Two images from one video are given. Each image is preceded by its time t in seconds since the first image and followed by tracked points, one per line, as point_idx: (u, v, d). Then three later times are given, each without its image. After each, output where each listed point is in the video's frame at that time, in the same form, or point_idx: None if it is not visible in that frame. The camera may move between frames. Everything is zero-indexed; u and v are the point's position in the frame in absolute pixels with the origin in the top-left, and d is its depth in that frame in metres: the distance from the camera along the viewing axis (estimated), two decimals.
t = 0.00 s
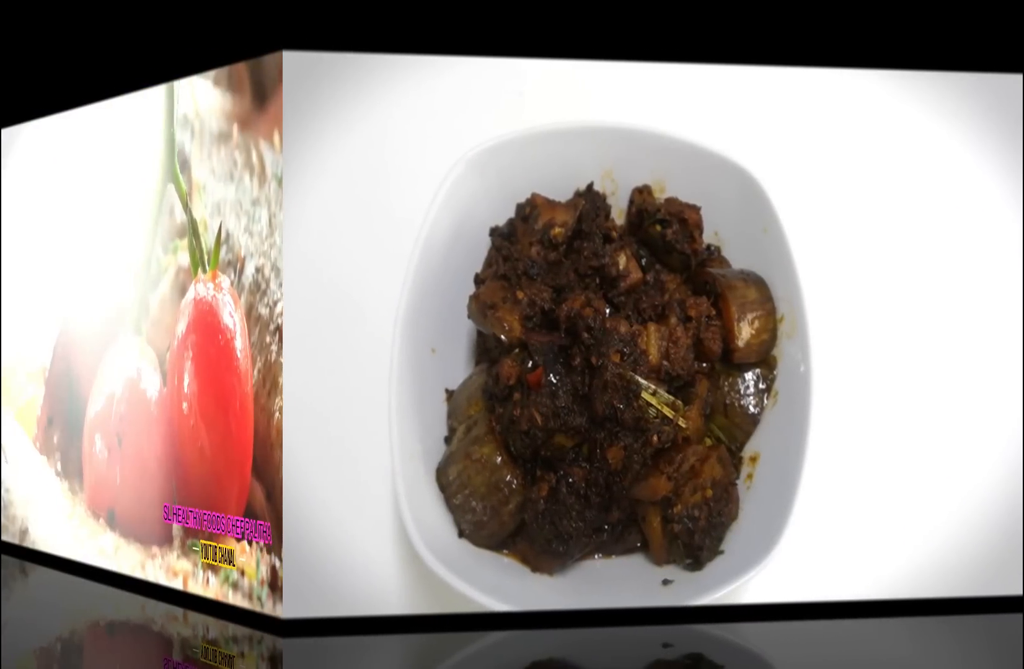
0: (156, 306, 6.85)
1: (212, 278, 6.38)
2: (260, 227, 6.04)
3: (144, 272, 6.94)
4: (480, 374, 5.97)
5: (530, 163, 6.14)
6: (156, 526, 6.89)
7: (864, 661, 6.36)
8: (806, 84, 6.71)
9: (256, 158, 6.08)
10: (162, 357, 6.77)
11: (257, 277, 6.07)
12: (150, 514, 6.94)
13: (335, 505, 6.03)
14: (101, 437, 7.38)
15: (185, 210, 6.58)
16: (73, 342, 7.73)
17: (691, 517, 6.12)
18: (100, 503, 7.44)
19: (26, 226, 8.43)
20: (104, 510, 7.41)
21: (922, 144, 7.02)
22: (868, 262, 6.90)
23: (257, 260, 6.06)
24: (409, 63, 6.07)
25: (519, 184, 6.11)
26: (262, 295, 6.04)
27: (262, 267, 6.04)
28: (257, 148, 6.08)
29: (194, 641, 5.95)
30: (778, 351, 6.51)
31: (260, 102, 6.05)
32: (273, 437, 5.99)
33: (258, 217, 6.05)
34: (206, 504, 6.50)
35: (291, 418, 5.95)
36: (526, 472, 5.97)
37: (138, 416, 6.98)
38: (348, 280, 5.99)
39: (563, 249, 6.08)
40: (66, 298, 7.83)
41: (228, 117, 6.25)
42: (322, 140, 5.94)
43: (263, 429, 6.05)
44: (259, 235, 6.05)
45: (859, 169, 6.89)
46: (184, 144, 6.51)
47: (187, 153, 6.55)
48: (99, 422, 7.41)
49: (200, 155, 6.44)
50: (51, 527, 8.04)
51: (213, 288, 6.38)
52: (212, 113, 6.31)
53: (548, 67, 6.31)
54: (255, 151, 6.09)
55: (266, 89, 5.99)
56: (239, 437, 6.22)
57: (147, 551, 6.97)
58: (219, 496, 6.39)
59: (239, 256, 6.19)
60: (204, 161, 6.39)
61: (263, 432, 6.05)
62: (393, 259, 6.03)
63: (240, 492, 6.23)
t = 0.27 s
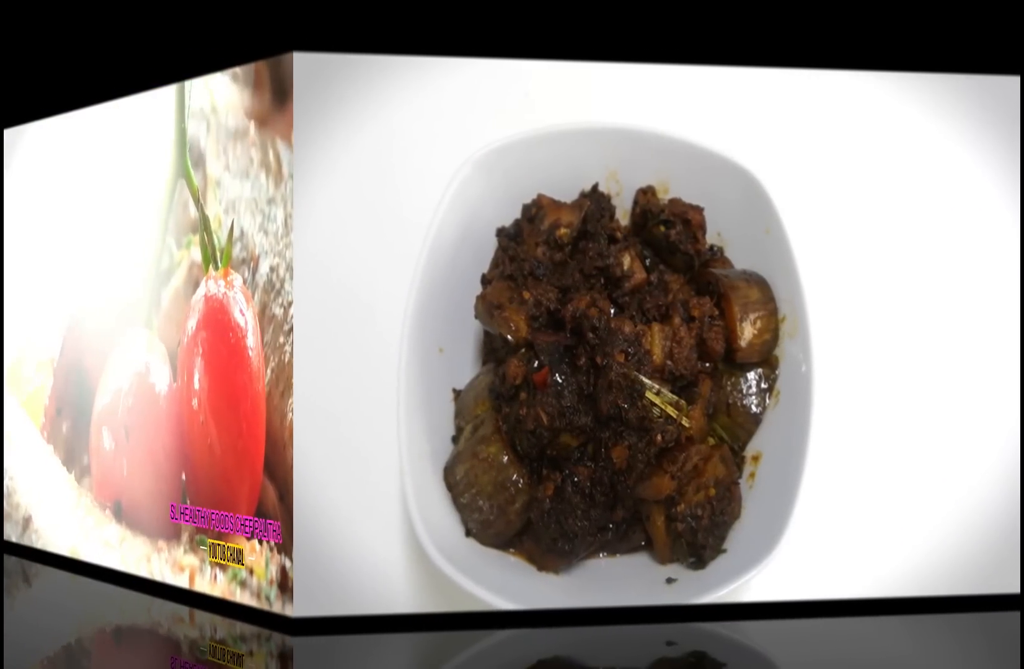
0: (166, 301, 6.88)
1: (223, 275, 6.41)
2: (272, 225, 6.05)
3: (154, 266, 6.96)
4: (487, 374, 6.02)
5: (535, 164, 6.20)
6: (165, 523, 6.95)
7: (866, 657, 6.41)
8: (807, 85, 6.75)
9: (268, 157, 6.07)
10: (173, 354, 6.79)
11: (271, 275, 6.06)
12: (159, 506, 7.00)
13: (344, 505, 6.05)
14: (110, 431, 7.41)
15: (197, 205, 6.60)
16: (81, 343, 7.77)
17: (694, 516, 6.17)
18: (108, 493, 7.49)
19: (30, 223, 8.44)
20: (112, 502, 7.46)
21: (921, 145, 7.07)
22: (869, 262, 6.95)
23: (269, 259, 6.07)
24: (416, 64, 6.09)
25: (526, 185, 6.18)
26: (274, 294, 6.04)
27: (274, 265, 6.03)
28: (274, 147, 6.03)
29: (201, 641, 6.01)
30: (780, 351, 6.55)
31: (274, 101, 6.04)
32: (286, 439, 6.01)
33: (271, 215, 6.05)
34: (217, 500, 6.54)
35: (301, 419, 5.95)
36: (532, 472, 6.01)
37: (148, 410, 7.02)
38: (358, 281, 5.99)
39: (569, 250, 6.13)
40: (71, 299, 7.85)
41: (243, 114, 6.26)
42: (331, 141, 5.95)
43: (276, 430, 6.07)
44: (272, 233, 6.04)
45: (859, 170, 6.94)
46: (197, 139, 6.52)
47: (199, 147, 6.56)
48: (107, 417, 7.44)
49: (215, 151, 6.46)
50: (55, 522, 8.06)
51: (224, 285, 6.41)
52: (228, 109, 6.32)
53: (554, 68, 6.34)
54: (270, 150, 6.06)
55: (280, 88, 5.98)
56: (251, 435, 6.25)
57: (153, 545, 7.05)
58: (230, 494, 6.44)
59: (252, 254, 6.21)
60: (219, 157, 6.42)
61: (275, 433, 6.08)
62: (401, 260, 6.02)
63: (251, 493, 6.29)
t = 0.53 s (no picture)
0: (173, 293, 6.92)
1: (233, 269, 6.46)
2: (283, 222, 6.08)
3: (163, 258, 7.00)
4: (494, 373, 6.04)
5: (541, 165, 6.23)
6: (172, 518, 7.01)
7: (868, 655, 6.48)
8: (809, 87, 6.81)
9: (280, 154, 6.11)
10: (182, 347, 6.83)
11: (282, 271, 6.10)
12: (165, 496, 7.06)
13: (354, 505, 6.08)
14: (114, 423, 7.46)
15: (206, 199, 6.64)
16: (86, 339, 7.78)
17: (698, 515, 6.22)
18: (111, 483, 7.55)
19: (33, 222, 8.46)
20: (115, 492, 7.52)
21: (920, 146, 7.13)
22: (870, 262, 7.01)
23: (281, 253, 6.11)
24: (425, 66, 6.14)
25: (532, 185, 6.20)
26: (284, 291, 6.09)
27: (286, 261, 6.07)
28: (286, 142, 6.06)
29: (210, 641, 6.05)
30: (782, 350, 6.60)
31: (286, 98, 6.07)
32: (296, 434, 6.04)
33: (282, 212, 6.09)
34: (224, 494, 6.60)
35: (311, 419, 5.99)
36: (538, 471, 6.04)
37: (155, 402, 7.07)
38: (367, 281, 6.04)
39: (574, 250, 6.16)
40: (76, 301, 7.88)
41: (256, 107, 6.29)
42: (339, 143, 6.01)
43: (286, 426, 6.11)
44: (283, 227, 6.08)
45: (860, 171, 7.00)
46: (208, 132, 6.56)
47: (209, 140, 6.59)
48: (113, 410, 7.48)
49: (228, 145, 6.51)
50: (61, 520, 8.08)
51: (234, 279, 6.45)
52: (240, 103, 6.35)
53: (560, 70, 6.39)
54: (282, 147, 6.09)
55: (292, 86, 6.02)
56: (260, 430, 6.30)
57: (158, 536, 7.13)
58: (239, 489, 6.49)
59: (262, 249, 6.25)
60: (231, 151, 6.47)
61: (284, 427, 6.12)
62: (409, 259, 6.08)
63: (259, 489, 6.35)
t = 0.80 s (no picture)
0: (181, 281, 6.95)
1: (242, 259, 6.50)
2: (293, 216, 6.10)
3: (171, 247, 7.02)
4: (501, 374, 6.08)
5: (547, 166, 6.27)
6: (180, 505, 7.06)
7: (870, 652, 6.52)
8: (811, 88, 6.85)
9: (290, 148, 6.11)
10: (191, 337, 6.85)
11: (292, 263, 6.12)
12: (173, 482, 7.11)
13: (361, 504, 6.09)
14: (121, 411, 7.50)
15: (216, 187, 6.67)
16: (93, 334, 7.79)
17: (701, 513, 6.28)
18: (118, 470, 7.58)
19: (36, 219, 8.46)
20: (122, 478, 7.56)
21: (919, 148, 7.19)
22: (870, 263, 7.06)
23: (292, 247, 6.11)
24: (434, 66, 6.16)
25: (538, 185, 6.25)
26: (294, 286, 6.11)
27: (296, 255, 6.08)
28: (300, 136, 6.05)
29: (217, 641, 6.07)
30: (784, 351, 6.66)
31: (297, 92, 6.07)
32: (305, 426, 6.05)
33: (292, 206, 6.10)
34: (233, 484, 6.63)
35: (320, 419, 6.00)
36: (544, 470, 6.08)
37: (163, 392, 7.10)
38: (376, 281, 6.04)
39: (580, 250, 6.19)
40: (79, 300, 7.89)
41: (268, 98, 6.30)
42: (349, 142, 6.00)
43: (295, 417, 6.13)
44: (292, 219, 6.09)
45: (863, 172, 7.06)
46: (219, 121, 6.58)
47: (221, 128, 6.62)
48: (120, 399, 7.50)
49: (239, 135, 6.53)
50: (64, 512, 8.09)
51: (242, 269, 6.49)
52: (253, 93, 6.36)
53: (566, 71, 6.42)
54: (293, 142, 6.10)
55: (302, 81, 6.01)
56: (269, 422, 6.32)
57: (162, 520, 7.19)
58: (247, 478, 6.53)
59: (271, 240, 6.27)
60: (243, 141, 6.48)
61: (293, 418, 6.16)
62: (416, 260, 6.09)
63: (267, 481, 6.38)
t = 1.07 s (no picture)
0: (187, 272, 6.97)
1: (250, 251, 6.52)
2: (302, 212, 6.12)
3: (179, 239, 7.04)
4: (508, 373, 6.16)
5: (553, 167, 6.31)
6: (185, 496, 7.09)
7: (870, 650, 6.56)
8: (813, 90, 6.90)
9: (299, 145, 6.13)
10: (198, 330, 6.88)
11: (302, 259, 6.15)
12: (178, 473, 7.14)
13: (369, 504, 6.11)
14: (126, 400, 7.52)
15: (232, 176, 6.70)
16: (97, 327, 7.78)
17: (704, 512, 6.32)
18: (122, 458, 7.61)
19: (39, 218, 8.47)
20: (126, 467, 7.59)
21: (919, 149, 7.25)
22: (869, 264, 7.11)
23: (301, 243, 6.14)
24: (442, 67, 6.18)
25: (543, 186, 6.28)
26: (304, 283, 6.14)
27: (306, 252, 6.11)
28: (312, 133, 6.05)
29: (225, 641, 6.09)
30: (786, 350, 6.73)
31: (307, 88, 6.08)
32: (313, 419, 6.08)
33: (302, 202, 6.12)
34: (239, 477, 6.67)
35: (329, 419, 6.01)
36: (550, 469, 6.13)
37: (170, 384, 7.14)
38: (384, 281, 6.07)
39: (585, 250, 6.22)
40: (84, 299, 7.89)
41: (277, 93, 6.30)
42: (358, 143, 6.02)
43: (304, 408, 6.16)
44: (303, 216, 6.12)
45: (862, 173, 7.11)
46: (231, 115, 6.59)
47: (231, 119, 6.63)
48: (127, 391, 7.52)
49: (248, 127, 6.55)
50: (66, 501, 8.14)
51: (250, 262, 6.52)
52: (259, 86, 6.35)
53: (572, 72, 6.45)
54: (304, 141, 6.10)
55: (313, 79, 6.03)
56: (277, 417, 6.35)
57: (165, 509, 7.25)
58: (255, 471, 6.56)
59: (280, 235, 6.30)
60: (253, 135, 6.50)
61: (302, 412, 6.17)
62: (423, 259, 6.13)
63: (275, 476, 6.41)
